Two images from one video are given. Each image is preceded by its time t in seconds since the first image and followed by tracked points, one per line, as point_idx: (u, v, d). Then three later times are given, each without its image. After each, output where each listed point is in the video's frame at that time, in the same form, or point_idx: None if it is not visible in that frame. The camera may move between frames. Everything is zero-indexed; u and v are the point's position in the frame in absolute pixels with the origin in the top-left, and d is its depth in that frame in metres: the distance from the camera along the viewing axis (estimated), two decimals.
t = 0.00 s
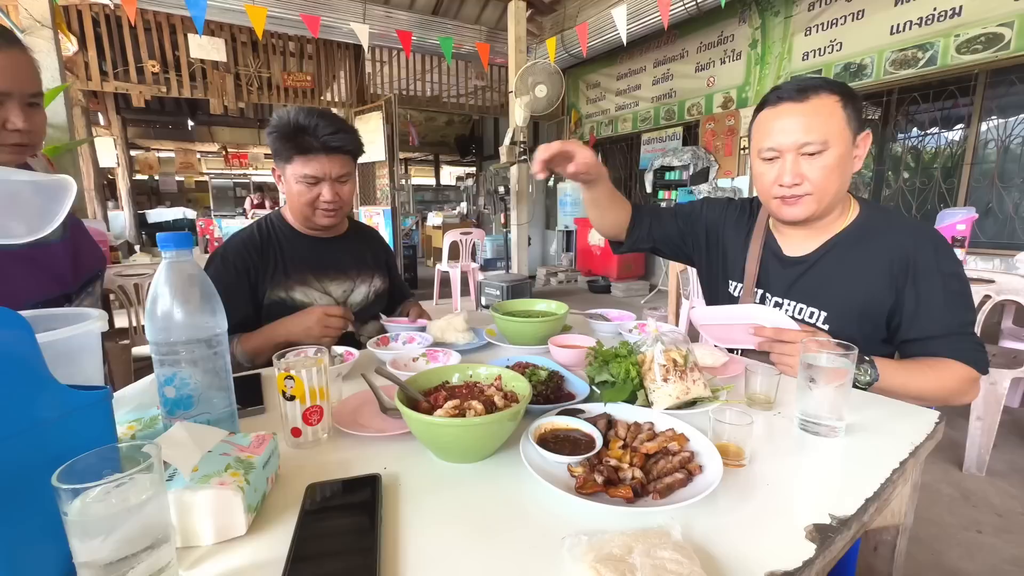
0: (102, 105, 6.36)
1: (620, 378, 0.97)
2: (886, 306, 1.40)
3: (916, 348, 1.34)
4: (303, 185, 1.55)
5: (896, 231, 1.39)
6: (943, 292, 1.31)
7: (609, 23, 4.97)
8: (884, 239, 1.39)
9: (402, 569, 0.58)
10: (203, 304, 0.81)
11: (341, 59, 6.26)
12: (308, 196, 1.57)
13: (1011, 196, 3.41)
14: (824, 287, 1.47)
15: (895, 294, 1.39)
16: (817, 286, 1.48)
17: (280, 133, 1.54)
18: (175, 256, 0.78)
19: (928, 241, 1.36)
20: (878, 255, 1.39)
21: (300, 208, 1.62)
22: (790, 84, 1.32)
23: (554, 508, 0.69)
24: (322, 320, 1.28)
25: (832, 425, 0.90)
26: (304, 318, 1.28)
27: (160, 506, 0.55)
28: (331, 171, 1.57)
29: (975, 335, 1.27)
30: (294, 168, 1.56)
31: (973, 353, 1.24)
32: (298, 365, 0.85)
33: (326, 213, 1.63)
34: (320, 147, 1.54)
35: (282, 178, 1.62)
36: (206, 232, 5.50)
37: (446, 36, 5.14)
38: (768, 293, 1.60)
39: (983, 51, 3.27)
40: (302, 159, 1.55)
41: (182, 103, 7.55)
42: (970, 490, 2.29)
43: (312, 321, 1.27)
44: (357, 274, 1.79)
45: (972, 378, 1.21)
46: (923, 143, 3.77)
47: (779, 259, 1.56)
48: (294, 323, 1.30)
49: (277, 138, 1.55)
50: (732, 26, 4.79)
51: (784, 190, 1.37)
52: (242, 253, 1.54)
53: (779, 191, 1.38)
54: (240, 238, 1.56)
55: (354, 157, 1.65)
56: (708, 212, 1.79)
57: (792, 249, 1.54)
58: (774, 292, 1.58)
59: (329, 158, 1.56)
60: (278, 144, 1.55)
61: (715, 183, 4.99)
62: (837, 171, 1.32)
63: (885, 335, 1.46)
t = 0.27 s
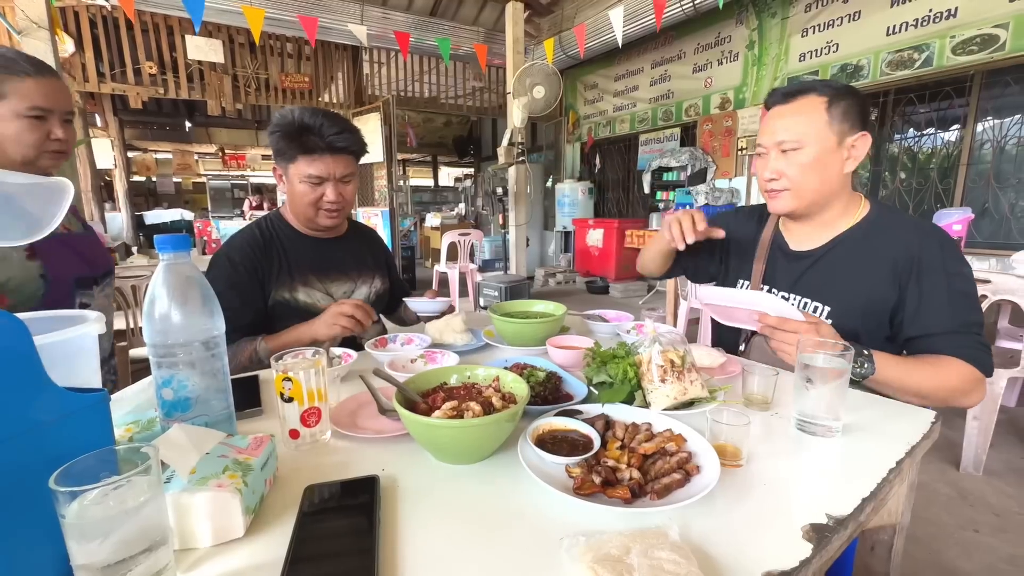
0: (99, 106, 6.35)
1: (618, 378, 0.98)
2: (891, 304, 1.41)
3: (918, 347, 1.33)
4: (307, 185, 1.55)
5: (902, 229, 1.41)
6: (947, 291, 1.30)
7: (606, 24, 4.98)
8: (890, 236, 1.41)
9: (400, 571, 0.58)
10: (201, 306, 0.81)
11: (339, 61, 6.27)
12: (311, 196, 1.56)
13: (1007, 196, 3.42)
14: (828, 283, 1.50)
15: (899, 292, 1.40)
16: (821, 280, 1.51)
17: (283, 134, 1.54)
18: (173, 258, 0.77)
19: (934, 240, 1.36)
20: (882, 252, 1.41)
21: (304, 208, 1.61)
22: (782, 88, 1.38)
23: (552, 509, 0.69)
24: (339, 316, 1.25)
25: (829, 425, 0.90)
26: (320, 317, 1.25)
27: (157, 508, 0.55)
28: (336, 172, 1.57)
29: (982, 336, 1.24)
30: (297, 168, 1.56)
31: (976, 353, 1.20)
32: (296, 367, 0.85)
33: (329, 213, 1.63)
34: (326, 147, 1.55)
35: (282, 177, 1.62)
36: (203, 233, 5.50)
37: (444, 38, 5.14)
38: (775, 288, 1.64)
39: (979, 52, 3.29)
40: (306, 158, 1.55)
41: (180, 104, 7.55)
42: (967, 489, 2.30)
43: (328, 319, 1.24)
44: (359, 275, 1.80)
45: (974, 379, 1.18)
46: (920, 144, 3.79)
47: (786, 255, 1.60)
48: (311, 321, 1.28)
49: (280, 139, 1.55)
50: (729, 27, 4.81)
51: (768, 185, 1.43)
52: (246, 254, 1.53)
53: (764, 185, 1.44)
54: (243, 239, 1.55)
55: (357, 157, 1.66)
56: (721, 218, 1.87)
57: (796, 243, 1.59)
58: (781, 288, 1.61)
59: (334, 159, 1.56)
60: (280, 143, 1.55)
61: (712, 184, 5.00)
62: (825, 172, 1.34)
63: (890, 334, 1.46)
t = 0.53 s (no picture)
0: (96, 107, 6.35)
1: (616, 380, 0.98)
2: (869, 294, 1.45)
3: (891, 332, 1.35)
4: (313, 184, 1.54)
5: (880, 221, 1.45)
6: (923, 278, 1.31)
7: (603, 25, 4.99)
8: (865, 228, 1.46)
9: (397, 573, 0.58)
10: (197, 307, 0.81)
11: (338, 61, 6.27)
12: (317, 195, 1.56)
13: (1004, 196, 3.43)
14: (809, 277, 1.57)
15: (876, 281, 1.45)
16: (803, 276, 1.58)
17: (291, 132, 1.53)
18: (169, 259, 0.77)
19: (907, 228, 1.39)
20: (857, 242, 1.47)
21: (308, 207, 1.60)
22: (753, 102, 1.59)
23: (550, 511, 0.69)
24: (348, 324, 1.28)
25: (827, 426, 0.90)
26: (331, 323, 1.27)
27: (153, 512, 0.55)
28: (342, 170, 1.56)
29: (951, 319, 1.24)
30: (303, 166, 1.55)
31: (943, 336, 1.21)
32: (293, 369, 0.85)
33: (334, 213, 1.62)
34: (332, 145, 1.54)
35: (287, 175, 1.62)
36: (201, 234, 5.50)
37: (443, 39, 5.15)
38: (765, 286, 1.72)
39: (976, 52, 3.30)
40: (312, 156, 1.54)
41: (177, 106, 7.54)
42: (966, 489, 2.30)
43: (338, 325, 1.26)
44: (361, 276, 1.79)
45: (937, 363, 1.18)
46: (917, 144, 3.79)
47: (773, 253, 1.68)
48: (322, 326, 1.30)
49: (287, 136, 1.54)
50: (726, 28, 4.82)
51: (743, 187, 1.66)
52: (249, 253, 1.53)
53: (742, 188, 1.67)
54: (248, 238, 1.55)
55: (363, 156, 1.65)
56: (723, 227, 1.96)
57: (780, 243, 1.67)
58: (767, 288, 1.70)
59: (340, 157, 1.56)
60: (287, 142, 1.54)
61: (710, 184, 5.01)
62: (776, 175, 1.51)
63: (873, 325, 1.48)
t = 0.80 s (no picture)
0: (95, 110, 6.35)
1: (614, 381, 0.98)
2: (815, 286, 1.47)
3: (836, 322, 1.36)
4: (315, 183, 1.54)
5: (821, 214, 1.47)
6: (856, 267, 1.33)
7: (601, 27, 5.00)
8: (806, 224, 1.49)
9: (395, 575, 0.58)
10: (195, 310, 0.81)
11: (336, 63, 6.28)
12: (319, 194, 1.55)
13: (1000, 197, 3.44)
14: (765, 278, 1.60)
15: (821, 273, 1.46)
16: (760, 277, 1.61)
17: (292, 131, 1.53)
18: (167, 261, 0.77)
19: (844, 220, 1.41)
20: (796, 238, 1.50)
21: (309, 207, 1.60)
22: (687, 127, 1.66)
23: (548, 513, 0.69)
24: (340, 324, 1.23)
25: (825, 426, 0.91)
26: (323, 323, 1.23)
27: (151, 514, 0.55)
28: (343, 169, 1.56)
29: (885, 302, 1.26)
30: (305, 165, 1.54)
31: (875, 322, 1.23)
32: (292, 371, 0.85)
33: (336, 212, 1.62)
34: (334, 145, 1.54)
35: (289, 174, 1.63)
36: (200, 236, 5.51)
37: (441, 41, 5.16)
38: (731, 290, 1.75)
39: (972, 54, 3.31)
40: (313, 155, 1.53)
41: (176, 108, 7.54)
42: (964, 488, 2.30)
43: (330, 326, 1.22)
44: (362, 278, 1.79)
45: (873, 352, 1.21)
46: (914, 145, 3.81)
47: (735, 258, 1.71)
48: (313, 326, 1.27)
49: (288, 135, 1.54)
50: (724, 30, 4.83)
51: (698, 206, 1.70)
52: (247, 254, 1.53)
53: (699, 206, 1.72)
54: (246, 239, 1.56)
55: (364, 156, 1.65)
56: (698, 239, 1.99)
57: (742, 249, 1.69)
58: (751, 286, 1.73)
59: (342, 156, 1.56)
60: (288, 142, 1.54)
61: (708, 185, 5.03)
62: (718, 190, 1.56)
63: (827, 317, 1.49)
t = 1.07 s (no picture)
0: (93, 112, 6.35)
1: (613, 382, 0.99)
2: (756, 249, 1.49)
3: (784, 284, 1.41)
4: (312, 180, 1.53)
5: (746, 178, 1.48)
6: (790, 232, 1.36)
7: (599, 29, 5.01)
8: (732, 192, 1.50)
9: None
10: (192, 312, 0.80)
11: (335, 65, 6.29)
12: (316, 191, 1.54)
13: (998, 197, 3.45)
14: (712, 250, 1.62)
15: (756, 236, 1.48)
16: (708, 249, 1.64)
17: (289, 128, 1.53)
18: (163, 263, 0.77)
19: (768, 183, 1.43)
20: (729, 207, 1.50)
21: (307, 205, 1.59)
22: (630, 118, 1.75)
23: (547, 515, 0.68)
24: (334, 326, 1.21)
25: (824, 427, 0.90)
26: (317, 320, 1.23)
27: (146, 518, 0.55)
28: (340, 166, 1.56)
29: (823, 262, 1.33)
30: (302, 162, 1.54)
31: (822, 285, 1.32)
32: (290, 372, 0.84)
33: (334, 211, 1.60)
34: (331, 140, 1.54)
35: (286, 173, 1.63)
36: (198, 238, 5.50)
37: (440, 42, 5.17)
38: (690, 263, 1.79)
39: (969, 55, 3.32)
40: (311, 152, 1.53)
41: (175, 109, 7.54)
42: (963, 489, 2.30)
43: (324, 325, 1.21)
44: (361, 279, 1.80)
45: (817, 311, 1.33)
46: (912, 146, 3.82)
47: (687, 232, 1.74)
48: (306, 321, 1.25)
49: (283, 133, 1.54)
50: (722, 32, 4.85)
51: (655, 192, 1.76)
52: (245, 253, 1.52)
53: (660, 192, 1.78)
54: (245, 238, 1.55)
55: (360, 153, 1.65)
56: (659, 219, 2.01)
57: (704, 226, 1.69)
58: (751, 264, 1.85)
59: (338, 153, 1.56)
60: (286, 139, 1.54)
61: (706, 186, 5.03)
62: (656, 174, 1.63)
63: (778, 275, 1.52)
